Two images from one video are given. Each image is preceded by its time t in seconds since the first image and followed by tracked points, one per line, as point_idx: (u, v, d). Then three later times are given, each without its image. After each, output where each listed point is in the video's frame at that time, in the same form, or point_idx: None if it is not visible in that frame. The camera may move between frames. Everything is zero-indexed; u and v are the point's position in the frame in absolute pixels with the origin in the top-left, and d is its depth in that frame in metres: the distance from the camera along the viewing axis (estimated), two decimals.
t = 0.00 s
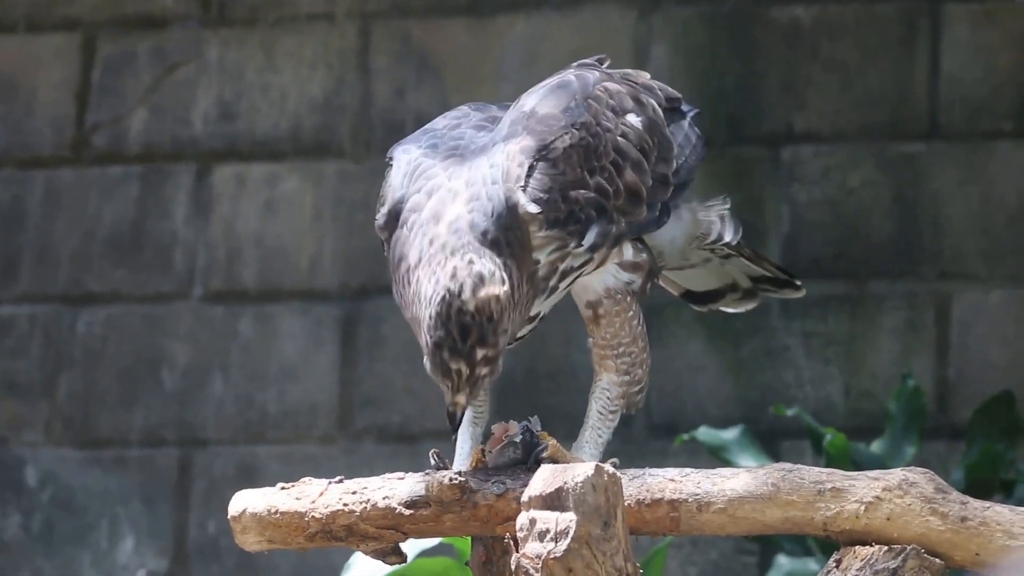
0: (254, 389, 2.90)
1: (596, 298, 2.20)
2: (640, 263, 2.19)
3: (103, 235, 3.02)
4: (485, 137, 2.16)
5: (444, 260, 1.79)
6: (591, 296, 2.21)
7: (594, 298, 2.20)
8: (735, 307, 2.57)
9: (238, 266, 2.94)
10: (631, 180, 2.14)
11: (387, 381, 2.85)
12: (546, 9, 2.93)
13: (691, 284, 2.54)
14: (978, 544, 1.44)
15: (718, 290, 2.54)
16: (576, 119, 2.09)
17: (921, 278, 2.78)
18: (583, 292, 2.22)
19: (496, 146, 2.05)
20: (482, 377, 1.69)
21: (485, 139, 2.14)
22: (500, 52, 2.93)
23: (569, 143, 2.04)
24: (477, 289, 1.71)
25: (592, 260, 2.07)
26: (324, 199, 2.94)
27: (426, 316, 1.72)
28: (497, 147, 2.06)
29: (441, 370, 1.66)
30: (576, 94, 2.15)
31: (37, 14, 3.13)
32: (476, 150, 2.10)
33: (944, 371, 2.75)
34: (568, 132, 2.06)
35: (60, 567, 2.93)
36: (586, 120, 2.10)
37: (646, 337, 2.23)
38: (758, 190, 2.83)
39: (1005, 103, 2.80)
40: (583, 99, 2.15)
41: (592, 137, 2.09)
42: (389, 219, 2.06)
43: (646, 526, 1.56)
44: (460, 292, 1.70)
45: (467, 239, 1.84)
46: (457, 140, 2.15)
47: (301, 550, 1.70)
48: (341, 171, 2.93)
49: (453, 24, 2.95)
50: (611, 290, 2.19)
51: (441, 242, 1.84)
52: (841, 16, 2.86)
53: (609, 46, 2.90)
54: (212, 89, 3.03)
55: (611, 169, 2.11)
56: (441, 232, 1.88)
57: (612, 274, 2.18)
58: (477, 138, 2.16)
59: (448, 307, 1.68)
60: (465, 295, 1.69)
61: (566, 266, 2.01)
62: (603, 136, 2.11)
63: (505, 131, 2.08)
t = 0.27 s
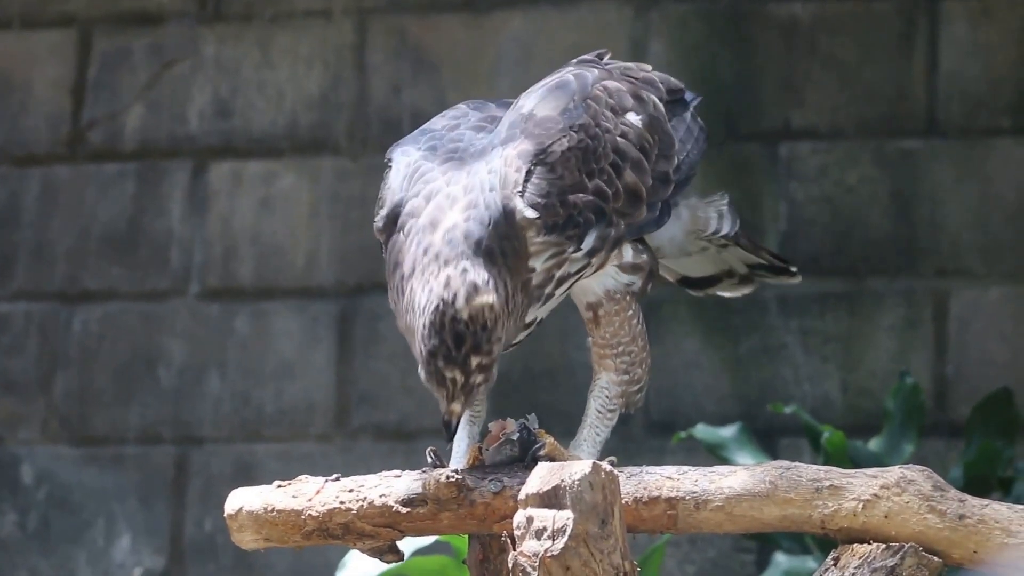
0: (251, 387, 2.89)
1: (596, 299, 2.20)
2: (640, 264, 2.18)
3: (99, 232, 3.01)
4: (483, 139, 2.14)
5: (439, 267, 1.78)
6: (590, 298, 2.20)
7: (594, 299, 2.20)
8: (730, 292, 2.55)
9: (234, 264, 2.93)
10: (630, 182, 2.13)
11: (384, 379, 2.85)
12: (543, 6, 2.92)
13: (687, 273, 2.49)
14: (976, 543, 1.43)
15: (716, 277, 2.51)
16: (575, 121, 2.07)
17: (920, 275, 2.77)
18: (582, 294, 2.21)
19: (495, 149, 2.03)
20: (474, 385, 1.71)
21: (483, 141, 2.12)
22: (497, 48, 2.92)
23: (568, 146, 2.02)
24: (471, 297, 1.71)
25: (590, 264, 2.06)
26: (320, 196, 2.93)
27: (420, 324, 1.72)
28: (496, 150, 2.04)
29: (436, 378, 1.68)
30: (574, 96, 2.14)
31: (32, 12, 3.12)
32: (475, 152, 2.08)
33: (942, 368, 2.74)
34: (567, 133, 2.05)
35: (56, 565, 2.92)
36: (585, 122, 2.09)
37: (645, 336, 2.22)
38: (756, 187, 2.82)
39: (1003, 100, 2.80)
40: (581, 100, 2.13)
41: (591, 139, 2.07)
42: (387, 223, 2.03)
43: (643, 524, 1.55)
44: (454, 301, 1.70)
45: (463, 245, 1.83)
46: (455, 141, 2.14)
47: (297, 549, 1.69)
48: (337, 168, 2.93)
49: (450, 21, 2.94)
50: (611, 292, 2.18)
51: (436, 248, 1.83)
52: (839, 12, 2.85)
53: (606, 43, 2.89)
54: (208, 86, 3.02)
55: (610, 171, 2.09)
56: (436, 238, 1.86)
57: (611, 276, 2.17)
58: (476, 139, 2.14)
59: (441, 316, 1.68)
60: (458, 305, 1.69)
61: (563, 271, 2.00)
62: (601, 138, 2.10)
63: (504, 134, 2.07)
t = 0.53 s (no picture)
0: (249, 386, 2.89)
1: (595, 301, 2.20)
2: (638, 265, 2.18)
3: (98, 231, 3.01)
4: (483, 139, 2.15)
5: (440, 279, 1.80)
6: (589, 298, 2.21)
7: (592, 300, 2.20)
8: (720, 282, 2.55)
9: (232, 263, 2.94)
10: (630, 182, 2.13)
11: (382, 378, 2.85)
12: (541, 5, 2.92)
13: (678, 262, 2.48)
14: (974, 542, 1.43)
15: (707, 267, 2.51)
16: (574, 121, 2.08)
17: (918, 275, 2.77)
18: (580, 295, 2.21)
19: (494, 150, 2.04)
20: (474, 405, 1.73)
21: (483, 142, 2.13)
22: (495, 47, 2.92)
23: (568, 146, 2.02)
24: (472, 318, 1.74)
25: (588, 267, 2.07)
26: (319, 195, 2.93)
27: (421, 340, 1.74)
28: (496, 151, 2.05)
29: (436, 397, 1.68)
30: (574, 96, 2.14)
31: (31, 10, 3.12)
32: (474, 154, 2.08)
33: (940, 368, 2.74)
34: (568, 134, 2.05)
35: (54, 564, 2.92)
36: (585, 122, 2.09)
37: (644, 335, 2.22)
38: (754, 186, 2.82)
39: (1001, 100, 2.80)
40: (581, 100, 2.14)
41: (590, 139, 2.08)
42: (386, 223, 2.04)
43: (642, 523, 1.55)
44: (457, 319, 1.73)
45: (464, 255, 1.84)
46: (455, 142, 2.14)
47: (295, 547, 1.69)
48: (336, 167, 2.93)
49: (449, 21, 2.94)
50: (609, 292, 2.18)
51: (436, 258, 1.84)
52: (837, 12, 2.85)
53: (604, 43, 2.89)
54: (207, 86, 3.02)
55: (610, 170, 2.09)
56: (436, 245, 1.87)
57: (610, 278, 2.18)
58: (476, 140, 2.14)
59: (443, 335, 1.70)
60: (460, 328, 1.72)
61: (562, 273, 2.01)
62: (601, 138, 2.10)
63: (504, 135, 2.07)
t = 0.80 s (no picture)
0: (245, 385, 2.89)
1: (589, 296, 2.19)
2: (632, 261, 2.18)
3: (94, 230, 3.01)
4: (477, 133, 2.14)
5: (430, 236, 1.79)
6: (582, 294, 2.19)
7: (586, 296, 2.19)
8: (725, 267, 2.54)
9: (229, 261, 2.94)
10: (625, 177, 2.13)
11: (378, 377, 2.85)
12: (538, 4, 2.92)
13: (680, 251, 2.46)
14: (971, 541, 1.43)
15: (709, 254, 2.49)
16: (568, 117, 2.08)
17: (915, 274, 2.77)
18: (573, 291, 2.19)
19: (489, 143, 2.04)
20: (472, 350, 1.72)
21: (477, 136, 2.12)
22: (492, 46, 2.92)
23: (561, 141, 2.02)
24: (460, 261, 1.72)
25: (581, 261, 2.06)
26: (315, 194, 2.93)
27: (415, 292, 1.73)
28: (490, 145, 2.05)
29: (432, 344, 1.70)
30: (568, 91, 2.14)
31: (27, 9, 3.12)
32: (468, 147, 2.08)
33: (936, 366, 2.74)
34: (562, 128, 2.05)
35: (50, 563, 2.92)
36: (578, 117, 2.09)
37: (638, 331, 2.22)
38: (750, 185, 2.82)
39: (998, 99, 2.80)
40: (574, 95, 2.14)
41: (584, 135, 2.07)
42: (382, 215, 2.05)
43: (638, 522, 1.55)
44: (445, 266, 1.71)
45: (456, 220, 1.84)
46: (448, 136, 2.14)
47: (291, 547, 1.69)
48: (333, 166, 2.93)
49: (446, 20, 2.94)
50: (603, 288, 2.18)
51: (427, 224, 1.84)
52: (834, 11, 2.85)
53: (601, 42, 2.89)
54: (204, 85, 3.02)
55: (604, 165, 2.09)
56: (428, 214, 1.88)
57: (604, 274, 2.17)
58: (470, 134, 2.14)
59: (432, 282, 1.69)
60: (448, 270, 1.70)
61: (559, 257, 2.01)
62: (595, 133, 2.10)
63: (498, 129, 2.07)
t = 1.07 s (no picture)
0: (241, 384, 2.89)
1: (582, 291, 2.17)
2: (627, 257, 2.18)
3: (90, 229, 3.01)
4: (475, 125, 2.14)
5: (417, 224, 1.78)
6: (575, 288, 2.18)
7: (579, 290, 2.17)
8: (717, 268, 2.54)
9: (225, 260, 2.93)
10: (622, 173, 2.13)
11: (374, 375, 2.85)
12: (534, 4, 2.92)
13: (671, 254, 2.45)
14: (967, 540, 1.43)
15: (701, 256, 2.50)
16: (568, 108, 2.08)
17: (911, 272, 2.77)
18: (567, 284, 2.18)
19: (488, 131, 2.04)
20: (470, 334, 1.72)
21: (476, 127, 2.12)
22: (488, 45, 2.92)
23: (561, 130, 2.03)
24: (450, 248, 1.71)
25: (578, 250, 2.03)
26: (311, 193, 2.93)
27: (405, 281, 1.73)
28: (489, 133, 2.05)
29: (427, 333, 1.69)
30: (568, 85, 2.15)
31: (23, 8, 3.12)
32: (466, 136, 2.08)
33: (932, 365, 2.74)
34: (562, 117, 2.05)
35: (46, 562, 2.92)
36: (578, 110, 2.09)
37: (631, 328, 2.21)
38: (747, 184, 2.82)
39: (994, 98, 2.80)
40: (574, 89, 2.15)
41: (583, 126, 2.08)
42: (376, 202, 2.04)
43: (634, 521, 1.55)
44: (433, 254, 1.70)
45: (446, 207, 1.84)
46: (446, 127, 2.14)
47: (287, 546, 1.68)
48: (329, 165, 2.93)
49: (442, 18, 2.94)
50: (597, 284, 2.17)
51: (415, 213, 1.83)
52: (830, 10, 2.85)
53: (597, 41, 2.89)
54: (199, 84, 3.02)
55: (602, 157, 2.10)
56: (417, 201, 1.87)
57: (599, 268, 2.16)
58: (467, 126, 2.14)
59: (422, 270, 1.68)
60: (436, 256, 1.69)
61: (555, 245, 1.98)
62: (594, 126, 2.11)
63: (497, 118, 2.07)
